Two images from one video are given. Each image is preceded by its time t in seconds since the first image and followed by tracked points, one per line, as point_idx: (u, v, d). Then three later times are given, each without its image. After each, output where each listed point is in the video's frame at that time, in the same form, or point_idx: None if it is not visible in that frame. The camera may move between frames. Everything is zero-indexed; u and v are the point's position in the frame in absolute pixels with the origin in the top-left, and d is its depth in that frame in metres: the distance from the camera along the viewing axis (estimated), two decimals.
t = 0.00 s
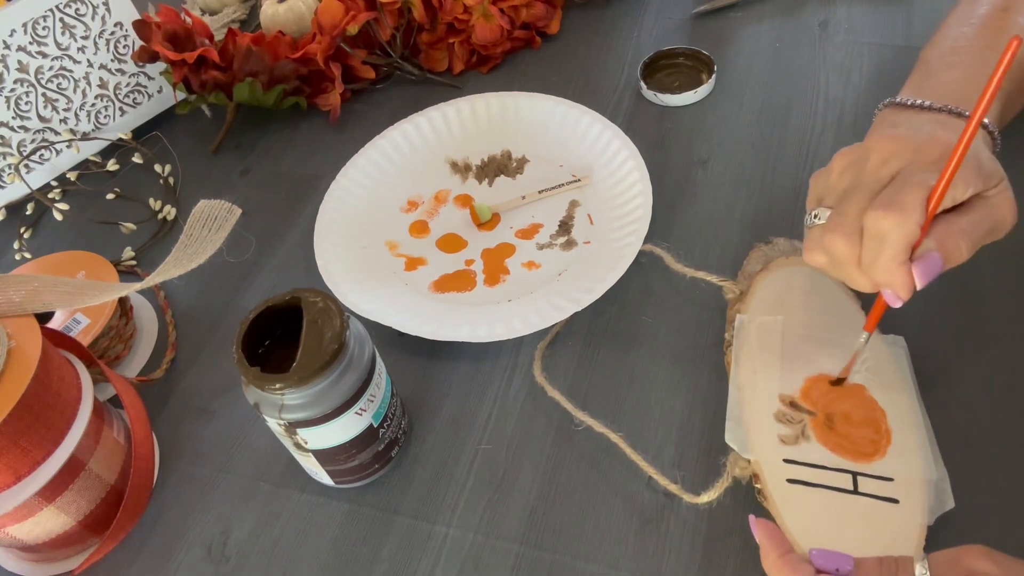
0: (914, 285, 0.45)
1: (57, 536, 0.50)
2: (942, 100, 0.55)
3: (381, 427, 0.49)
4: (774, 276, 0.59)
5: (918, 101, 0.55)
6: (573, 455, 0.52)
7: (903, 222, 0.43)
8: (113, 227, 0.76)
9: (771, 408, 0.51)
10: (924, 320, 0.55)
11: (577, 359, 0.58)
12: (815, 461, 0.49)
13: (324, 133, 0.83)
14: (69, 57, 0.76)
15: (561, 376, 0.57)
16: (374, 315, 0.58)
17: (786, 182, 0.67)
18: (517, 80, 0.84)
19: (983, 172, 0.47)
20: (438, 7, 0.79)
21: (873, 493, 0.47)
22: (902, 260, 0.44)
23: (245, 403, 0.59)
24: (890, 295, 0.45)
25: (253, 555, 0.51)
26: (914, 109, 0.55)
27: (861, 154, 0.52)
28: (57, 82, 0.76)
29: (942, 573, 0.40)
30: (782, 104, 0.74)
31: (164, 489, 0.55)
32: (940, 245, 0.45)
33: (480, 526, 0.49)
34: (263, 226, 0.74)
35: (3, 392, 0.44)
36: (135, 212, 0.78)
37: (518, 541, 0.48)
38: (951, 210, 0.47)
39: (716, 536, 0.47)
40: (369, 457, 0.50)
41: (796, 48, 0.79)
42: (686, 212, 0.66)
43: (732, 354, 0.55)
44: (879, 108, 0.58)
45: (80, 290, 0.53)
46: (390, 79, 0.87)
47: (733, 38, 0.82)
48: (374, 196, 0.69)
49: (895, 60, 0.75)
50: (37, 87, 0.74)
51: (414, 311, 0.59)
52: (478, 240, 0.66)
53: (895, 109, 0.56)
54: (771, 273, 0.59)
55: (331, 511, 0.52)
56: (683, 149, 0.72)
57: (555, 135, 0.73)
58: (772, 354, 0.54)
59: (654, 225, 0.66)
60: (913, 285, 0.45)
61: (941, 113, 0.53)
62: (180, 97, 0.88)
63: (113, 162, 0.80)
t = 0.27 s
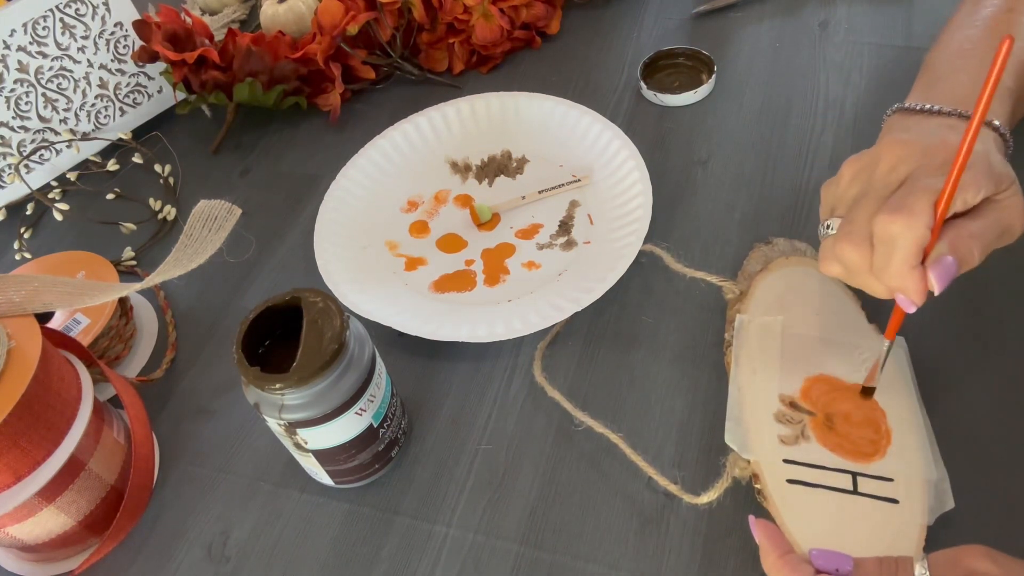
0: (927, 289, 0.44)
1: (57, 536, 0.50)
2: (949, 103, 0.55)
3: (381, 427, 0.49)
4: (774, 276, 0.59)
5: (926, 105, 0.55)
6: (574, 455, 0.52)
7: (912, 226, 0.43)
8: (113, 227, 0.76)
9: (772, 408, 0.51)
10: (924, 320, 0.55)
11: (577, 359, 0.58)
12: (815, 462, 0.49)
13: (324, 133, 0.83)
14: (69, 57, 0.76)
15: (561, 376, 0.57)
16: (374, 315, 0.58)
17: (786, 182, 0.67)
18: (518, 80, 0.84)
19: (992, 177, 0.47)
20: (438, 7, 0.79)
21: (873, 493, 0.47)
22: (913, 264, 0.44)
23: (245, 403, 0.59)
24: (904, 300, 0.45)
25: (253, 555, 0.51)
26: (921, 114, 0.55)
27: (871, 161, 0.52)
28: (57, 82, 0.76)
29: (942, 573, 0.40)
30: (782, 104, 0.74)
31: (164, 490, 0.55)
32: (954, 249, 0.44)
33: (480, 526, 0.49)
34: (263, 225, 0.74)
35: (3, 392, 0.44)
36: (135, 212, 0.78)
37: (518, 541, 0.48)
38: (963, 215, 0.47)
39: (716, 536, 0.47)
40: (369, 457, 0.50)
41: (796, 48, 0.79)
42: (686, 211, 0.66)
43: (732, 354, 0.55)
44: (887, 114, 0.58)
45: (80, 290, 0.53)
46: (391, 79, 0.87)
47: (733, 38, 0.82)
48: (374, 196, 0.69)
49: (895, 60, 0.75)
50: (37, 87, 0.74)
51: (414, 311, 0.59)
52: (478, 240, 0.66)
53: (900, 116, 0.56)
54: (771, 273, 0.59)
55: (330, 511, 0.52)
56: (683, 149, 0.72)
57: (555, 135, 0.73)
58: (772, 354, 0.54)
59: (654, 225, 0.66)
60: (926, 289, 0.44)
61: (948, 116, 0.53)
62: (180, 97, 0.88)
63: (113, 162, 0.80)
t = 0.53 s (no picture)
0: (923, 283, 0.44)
1: (57, 536, 0.50)
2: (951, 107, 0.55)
3: (381, 427, 0.49)
4: (774, 277, 0.59)
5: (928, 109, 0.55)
6: (574, 455, 0.52)
7: (906, 219, 0.43)
8: (113, 227, 0.76)
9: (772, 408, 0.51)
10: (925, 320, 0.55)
11: (577, 358, 0.58)
12: (815, 462, 0.49)
13: (324, 133, 0.83)
14: (69, 57, 0.76)
15: (561, 376, 0.57)
16: (374, 315, 0.58)
17: (786, 182, 0.67)
18: (518, 80, 0.84)
19: (989, 173, 0.47)
20: (438, 7, 0.79)
21: (873, 493, 0.47)
22: (908, 257, 0.44)
23: (245, 404, 0.59)
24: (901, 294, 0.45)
25: (253, 555, 0.51)
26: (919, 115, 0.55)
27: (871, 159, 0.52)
28: (57, 82, 0.76)
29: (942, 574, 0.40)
30: (782, 104, 0.74)
31: (164, 490, 0.55)
32: (949, 244, 0.44)
33: (480, 526, 0.49)
34: (263, 225, 0.74)
35: (3, 392, 0.44)
36: (135, 212, 0.78)
37: (517, 541, 0.48)
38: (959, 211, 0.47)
39: (716, 536, 0.47)
40: (369, 457, 0.50)
41: (796, 48, 0.79)
42: (686, 211, 0.66)
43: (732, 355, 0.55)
44: (889, 118, 0.59)
45: (80, 290, 0.53)
46: (391, 79, 0.87)
47: (733, 38, 0.82)
48: (374, 196, 0.69)
49: (895, 60, 0.75)
50: (37, 87, 0.74)
51: (414, 311, 0.59)
52: (478, 240, 0.67)
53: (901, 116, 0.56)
54: (771, 273, 0.59)
55: (330, 511, 0.52)
56: (683, 149, 0.72)
57: (555, 135, 0.73)
58: (771, 354, 0.54)
59: (654, 225, 0.66)
60: (922, 283, 0.44)
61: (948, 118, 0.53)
62: (180, 97, 0.88)
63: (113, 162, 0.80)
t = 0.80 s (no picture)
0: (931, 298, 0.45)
1: (57, 536, 0.50)
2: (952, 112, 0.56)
3: (381, 427, 0.49)
4: (773, 276, 0.59)
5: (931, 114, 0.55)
6: (574, 455, 0.52)
7: (921, 234, 0.43)
8: (113, 227, 0.76)
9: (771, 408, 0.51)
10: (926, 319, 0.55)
11: (578, 358, 0.58)
12: (816, 462, 0.49)
13: (324, 133, 0.83)
14: (69, 57, 0.76)
15: (561, 376, 0.57)
16: (374, 315, 0.58)
17: (786, 182, 0.67)
18: (518, 80, 0.84)
19: (1000, 189, 0.47)
20: (438, 7, 0.79)
21: (873, 493, 0.47)
22: (918, 273, 0.44)
23: (245, 404, 0.59)
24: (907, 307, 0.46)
25: (253, 555, 0.51)
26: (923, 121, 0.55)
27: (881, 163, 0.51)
28: (57, 82, 0.76)
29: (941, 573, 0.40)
30: (782, 104, 0.74)
31: (164, 490, 0.55)
32: (960, 259, 0.45)
33: (480, 526, 0.49)
34: (263, 226, 0.74)
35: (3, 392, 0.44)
36: (135, 212, 0.78)
37: (517, 541, 0.48)
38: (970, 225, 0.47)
39: (717, 536, 0.47)
40: (369, 457, 0.50)
41: (796, 48, 0.79)
42: (686, 211, 0.66)
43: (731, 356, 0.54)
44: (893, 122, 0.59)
45: (80, 290, 0.53)
46: (391, 79, 0.87)
47: (734, 38, 0.82)
48: (374, 196, 0.69)
49: (895, 60, 0.75)
50: (37, 87, 0.74)
51: (414, 311, 0.59)
52: (478, 240, 0.67)
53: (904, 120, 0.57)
54: (771, 273, 0.59)
55: (331, 511, 0.52)
56: (683, 149, 0.72)
57: (555, 136, 0.73)
58: (772, 354, 0.54)
59: (654, 225, 0.66)
60: (930, 297, 0.45)
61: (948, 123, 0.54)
62: (180, 97, 0.88)
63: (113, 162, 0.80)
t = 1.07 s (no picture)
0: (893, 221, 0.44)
1: (57, 536, 0.50)
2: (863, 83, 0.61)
3: (381, 427, 0.49)
4: (771, 279, 0.59)
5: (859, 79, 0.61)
6: (574, 455, 0.52)
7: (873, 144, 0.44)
8: (113, 227, 0.76)
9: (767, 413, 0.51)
10: (926, 319, 0.55)
11: (578, 357, 0.58)
12: (812, 467, 0.48)
13: (323, 133, 0.83)
14: (69, 57, 0.76)
15: (560, 377, 0.57)
16: (374, 315, 0.58)
17: (786, 182, 0.67)
18: (518, 80, 0.84)
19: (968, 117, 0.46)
20: (438, 7, 0.79)
21: (870, 498, 0.47)
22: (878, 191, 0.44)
23: (245, 403, 0.59)
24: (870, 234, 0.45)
25: (253, 555, 0.51)
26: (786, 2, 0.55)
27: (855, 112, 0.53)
28: (57, 82, 0.76)
29: None
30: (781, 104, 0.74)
31: (164, 490, 0.55)
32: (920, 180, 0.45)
33: (480, 527, 0.49)
34: (263, 226, 0.74)
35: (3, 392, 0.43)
36: (135, 212, 0.78)
37: (517, 541, 0.48)
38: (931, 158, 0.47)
39: (717, 536, 0.47)
40: (369, 457, 0.50)
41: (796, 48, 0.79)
42: (686, 211, 0.66)
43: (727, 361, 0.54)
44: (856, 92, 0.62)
45: (80, 290, 0.53)
46: (391, 79, 0.87)
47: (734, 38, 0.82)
48: (374, 196, 0.69)
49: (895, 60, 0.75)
50: (37, 87, 0.74)
51: (414, 311, 0.59)
52: (478, 240, 0.67)
53: None
54: (767, 276, 0.59)
55: (331, 511, 0.52)
56: (683, 149, 0.72)
57: (554, 135, 0.73)
58: (767, 359, 0.54)
59: (654, 225, 0.66)
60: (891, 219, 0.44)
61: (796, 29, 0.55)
62: (180, 97, 0.88)
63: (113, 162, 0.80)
